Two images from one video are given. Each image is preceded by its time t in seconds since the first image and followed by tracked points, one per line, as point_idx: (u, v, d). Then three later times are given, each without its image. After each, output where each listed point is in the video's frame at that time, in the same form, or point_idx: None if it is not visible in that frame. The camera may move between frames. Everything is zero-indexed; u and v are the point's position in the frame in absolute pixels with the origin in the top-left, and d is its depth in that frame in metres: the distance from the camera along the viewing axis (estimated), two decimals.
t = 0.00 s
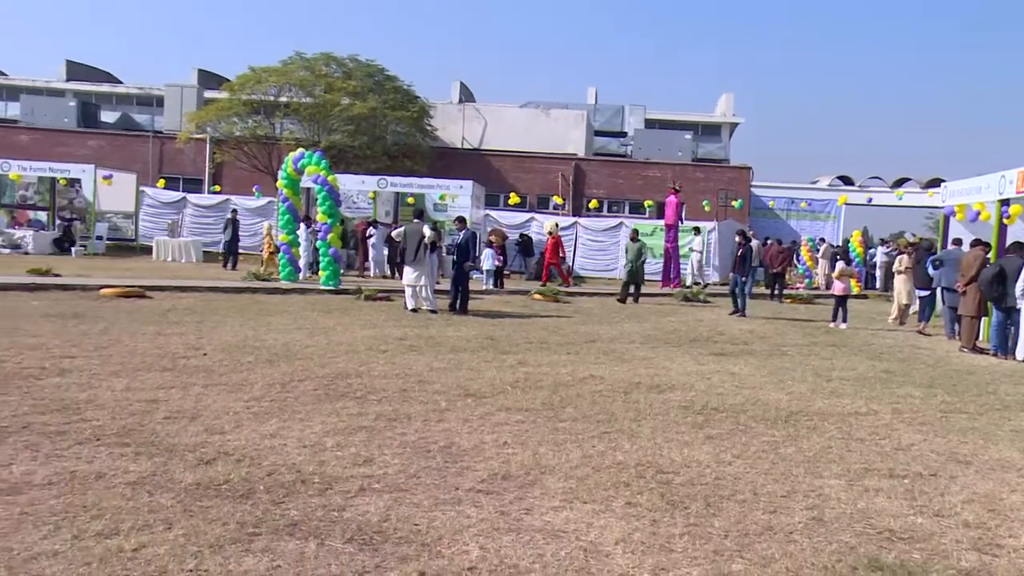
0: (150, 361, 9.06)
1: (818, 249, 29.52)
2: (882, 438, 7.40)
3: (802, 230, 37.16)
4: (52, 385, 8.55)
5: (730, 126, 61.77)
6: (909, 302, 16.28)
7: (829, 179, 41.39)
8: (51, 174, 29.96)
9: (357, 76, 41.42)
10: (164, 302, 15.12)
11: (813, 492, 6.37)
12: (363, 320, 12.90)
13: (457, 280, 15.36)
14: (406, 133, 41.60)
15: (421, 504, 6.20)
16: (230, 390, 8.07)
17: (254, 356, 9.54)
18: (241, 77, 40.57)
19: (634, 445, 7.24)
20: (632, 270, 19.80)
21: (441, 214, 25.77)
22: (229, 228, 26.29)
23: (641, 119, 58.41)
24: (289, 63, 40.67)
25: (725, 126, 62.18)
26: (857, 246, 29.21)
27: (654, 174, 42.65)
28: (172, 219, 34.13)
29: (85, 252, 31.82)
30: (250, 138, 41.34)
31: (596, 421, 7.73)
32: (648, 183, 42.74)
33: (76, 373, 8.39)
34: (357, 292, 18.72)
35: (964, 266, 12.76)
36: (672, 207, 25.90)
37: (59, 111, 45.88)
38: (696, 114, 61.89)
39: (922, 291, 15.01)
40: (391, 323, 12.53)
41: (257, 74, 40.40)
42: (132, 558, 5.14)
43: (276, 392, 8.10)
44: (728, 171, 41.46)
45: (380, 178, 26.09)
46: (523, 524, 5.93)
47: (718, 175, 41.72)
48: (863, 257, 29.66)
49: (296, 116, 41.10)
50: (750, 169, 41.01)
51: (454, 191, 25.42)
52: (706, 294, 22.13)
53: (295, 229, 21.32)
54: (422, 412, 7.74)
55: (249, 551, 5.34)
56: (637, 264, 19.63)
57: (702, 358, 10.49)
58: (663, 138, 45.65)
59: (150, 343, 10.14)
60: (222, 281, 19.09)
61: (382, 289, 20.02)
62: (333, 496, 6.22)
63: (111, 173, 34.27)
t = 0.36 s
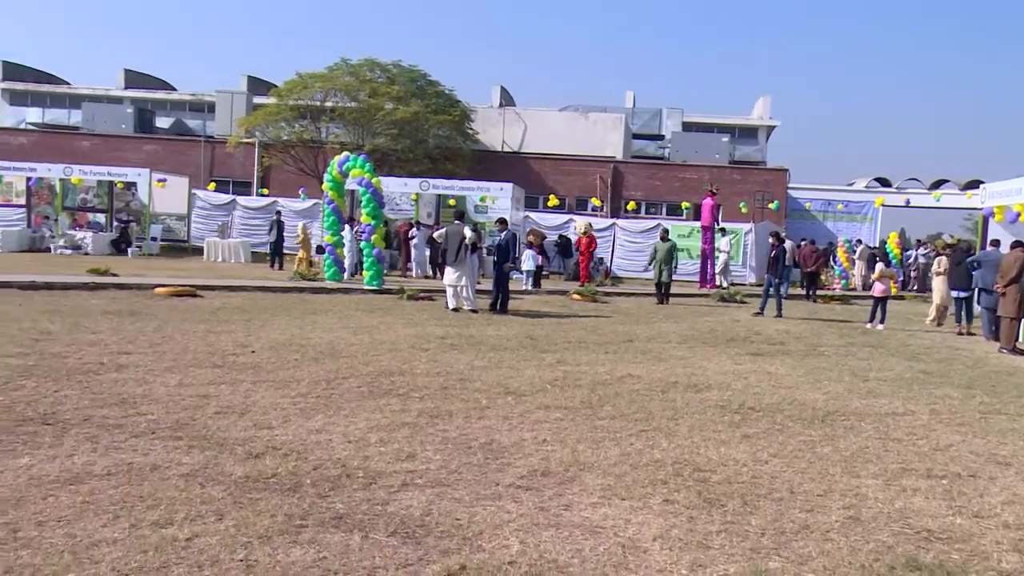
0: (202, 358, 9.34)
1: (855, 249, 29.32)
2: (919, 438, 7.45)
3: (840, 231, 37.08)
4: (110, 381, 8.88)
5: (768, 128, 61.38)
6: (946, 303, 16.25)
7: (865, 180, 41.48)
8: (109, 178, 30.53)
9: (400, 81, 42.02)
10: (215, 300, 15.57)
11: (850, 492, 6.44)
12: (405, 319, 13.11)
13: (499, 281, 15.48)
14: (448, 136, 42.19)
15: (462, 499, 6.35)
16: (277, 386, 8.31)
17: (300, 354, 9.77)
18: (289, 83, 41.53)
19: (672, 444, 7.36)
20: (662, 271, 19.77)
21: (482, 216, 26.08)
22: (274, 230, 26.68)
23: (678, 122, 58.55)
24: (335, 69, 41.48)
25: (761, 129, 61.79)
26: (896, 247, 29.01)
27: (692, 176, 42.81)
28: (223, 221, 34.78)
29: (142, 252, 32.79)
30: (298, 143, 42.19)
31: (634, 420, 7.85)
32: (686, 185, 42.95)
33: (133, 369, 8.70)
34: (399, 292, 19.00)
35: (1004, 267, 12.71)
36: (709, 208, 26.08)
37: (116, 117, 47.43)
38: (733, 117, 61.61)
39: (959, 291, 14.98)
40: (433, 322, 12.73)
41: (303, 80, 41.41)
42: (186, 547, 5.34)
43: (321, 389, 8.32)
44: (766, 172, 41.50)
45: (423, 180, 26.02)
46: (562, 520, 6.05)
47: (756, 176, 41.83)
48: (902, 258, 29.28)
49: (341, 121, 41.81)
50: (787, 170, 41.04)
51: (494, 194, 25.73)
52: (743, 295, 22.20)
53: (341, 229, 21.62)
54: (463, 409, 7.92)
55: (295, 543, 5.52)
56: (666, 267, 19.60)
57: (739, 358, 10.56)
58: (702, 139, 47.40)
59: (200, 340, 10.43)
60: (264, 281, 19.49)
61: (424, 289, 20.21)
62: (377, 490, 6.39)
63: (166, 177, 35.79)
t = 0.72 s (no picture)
0: (249, 355, 9.61)
1: (891, 250, 29.09)
2: (957, 438, 7.48)
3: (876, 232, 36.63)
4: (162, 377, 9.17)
5: (804, 130, 60.94)
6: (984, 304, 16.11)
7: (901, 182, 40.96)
8: (162, 181, 31.68)
9: (441, 85, 42.93)
10: (262, 300, 15.65)
11: (887, 491, 6.49)
12: (445, 318, 13.29)
13: (536, 282, 15.63)
14: (488, 139, 42.60)
15: (501, 495, 6.48)
16: (321, 383, 8.55)
17: (344, 352, 10.01)
18: (333, 89, 42.54)
19: (708, 442, 7.46)
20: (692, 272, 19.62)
21: (519, 217, 26.87)
22: (318, 230, 28.04)
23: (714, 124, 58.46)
24: (377, 75, 42.54)
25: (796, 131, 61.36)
26: (933, 248, 28.73)
27: (727, 177, 43.30)
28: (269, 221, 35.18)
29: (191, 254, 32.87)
30: (341, 146, 42.86)
31: (670, 418, 7.97)
32: (721, 186, 43.44)
33: (183, 365, 8.98)
34: (438, 291, 19.27)
35: None
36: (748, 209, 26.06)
37: (171, 123, 50.39)
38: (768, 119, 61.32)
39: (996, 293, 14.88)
40: (473, 321, 12.92)
41: (347, 85, 42.24)
42: (234, 537, 5.53)
43: (363, 385, 8.54)
44: (802, 174, 42.00)
45: (462, 183, 27.01)
46: (600, 517, 6.16)
47: (791, 178, 42.42)
48: (938, 257, 28.89)
49: (383, 125, 42.59)
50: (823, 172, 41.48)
51: (532, 196, 26.62)
52: (779, 296, 22.15)
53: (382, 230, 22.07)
54: (502, 407, 8.08)
55: (339, 536, 5.68)
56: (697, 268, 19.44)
57: (774, 358, 10.62)
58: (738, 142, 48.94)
59: (248, 337, 10.72)
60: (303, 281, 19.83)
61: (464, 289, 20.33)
62: (418, 485, 6.54)
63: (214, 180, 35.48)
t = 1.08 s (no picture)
0: (301, 352, 9.90)
1: (934, 252, 28.81)
2: (1002, 440, 7.49)
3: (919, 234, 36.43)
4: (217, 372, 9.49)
5: (845, 132, 60.38)
6: None
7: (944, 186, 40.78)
8: (218, 184, 32.67)
9: (487, 90, 44.43)
10: (312, 300, 15.76)
11: (931, 492, 6.52)
12: (489, 317, 13.49)
13: (579, 282, 15.76)
14: (531, 142, 44.68)
15: (545, 491, 6.60)
16: (370, 379, 8.80)
17: (392, 350, 10.27)
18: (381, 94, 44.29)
19: (749, 441, 7.55)
20: (729, 272, 19.47)
21: (563, 218, 27.21)
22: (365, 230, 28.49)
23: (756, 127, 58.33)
24: (425, 80, 43.95)
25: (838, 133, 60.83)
26: (975, 249, 28.46)
27: (768, 179, 45.29)
28: (319, 223, 35.51)
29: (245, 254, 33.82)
30: (389, 149, 44.75)
31: (712, 417, 8.07)
32: (763, 188, 45.39)
33: (238, 362, 9.28)
34: (483, 292, 19.53)
35: None
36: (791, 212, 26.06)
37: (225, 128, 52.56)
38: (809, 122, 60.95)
39: None
40: (517, 320, 13.08)
41: (394, 90, 43.81)
42: (287, 529, 5.71)
43: (411, 382, 8.78)
44: (842, 177, 44.32)
45: (508, 184, 27.33)
46: (642, 514, 6.25)
47: (832, 180, 44.55)
48: (981, 258, 28.71)
49: (431, 128, 44.16)
50: (863, 174, 43.75)
51: (575, 198, 27.01)
52: (821, 296, 22.09)
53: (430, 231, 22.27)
54: (546, 404, 8.25)
55: (388, 529, 5.83)
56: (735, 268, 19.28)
57: (816, 358, 10.68)
58: (779, 143, 49.23)
59: (300, 335, 11.02)
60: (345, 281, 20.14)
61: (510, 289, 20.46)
62: (464, 481, 6.69)
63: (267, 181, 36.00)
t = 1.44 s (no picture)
0: (346, 350, 10.16)
1: (975, 253, 28.39)
2: None
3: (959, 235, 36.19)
4: (266, 369, 9.77)
5: (884, 134, 59.78)
6: None
7: (987, 185, 40.90)
8: (266, 187, 33.52)
9: (528, 94, 44.73)
10: (357, 300, 15.95)
11: (971, 493, 6.55)
12: (528, 317, 13.67)
13: (617, 282, 15.88)
14: (571, 145, 45.06)
15: (584, 487, 6.71)
16: (412, 377, 9.03)
17: (434, 348, 10.50)
18: (424, 98, 44.64)
19: (787, 441, 7.62)
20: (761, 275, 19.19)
21: (602, 219, 27.76)
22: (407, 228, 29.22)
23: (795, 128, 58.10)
24: (467, 84, 44.49)
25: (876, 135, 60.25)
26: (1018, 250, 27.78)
27: (806, 181, 45.09)
28: (365, 223, 35.72)
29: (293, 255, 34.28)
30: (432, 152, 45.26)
31: (749, 417, 8.16)
32: (801, 190, 45.16)
33: (285, 359, 9.56)
34: (523, 291, 19.75)
35: None
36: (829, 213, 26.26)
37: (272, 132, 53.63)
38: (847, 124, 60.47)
39: None
40: (556, 320, 13.22)
41: (438, 94, 44.32)
42: (333, 521, 5.87)
43: (452, 380, 9.00)
44: (880, 178, 43.92)
45: (547, 187, 28.03)
46: (680, 510, 6.33)
47: (870, 182, 44.10)
48: None
49: (473, 132, 44.69)
50: (902, 176, 43.25)
51: (614, 199, 27.46)
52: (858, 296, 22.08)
53: (470, 232, 22.74)
54: (585, 403, 8.41)
55: (431, 523, 5.96)
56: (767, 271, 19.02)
57: (852, 358, 10.72)
58: (817, 145, 48.84)
59: (345, 333, 11.28)
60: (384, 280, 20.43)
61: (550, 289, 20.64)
62: (504, 477, 6.82)
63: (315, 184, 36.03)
